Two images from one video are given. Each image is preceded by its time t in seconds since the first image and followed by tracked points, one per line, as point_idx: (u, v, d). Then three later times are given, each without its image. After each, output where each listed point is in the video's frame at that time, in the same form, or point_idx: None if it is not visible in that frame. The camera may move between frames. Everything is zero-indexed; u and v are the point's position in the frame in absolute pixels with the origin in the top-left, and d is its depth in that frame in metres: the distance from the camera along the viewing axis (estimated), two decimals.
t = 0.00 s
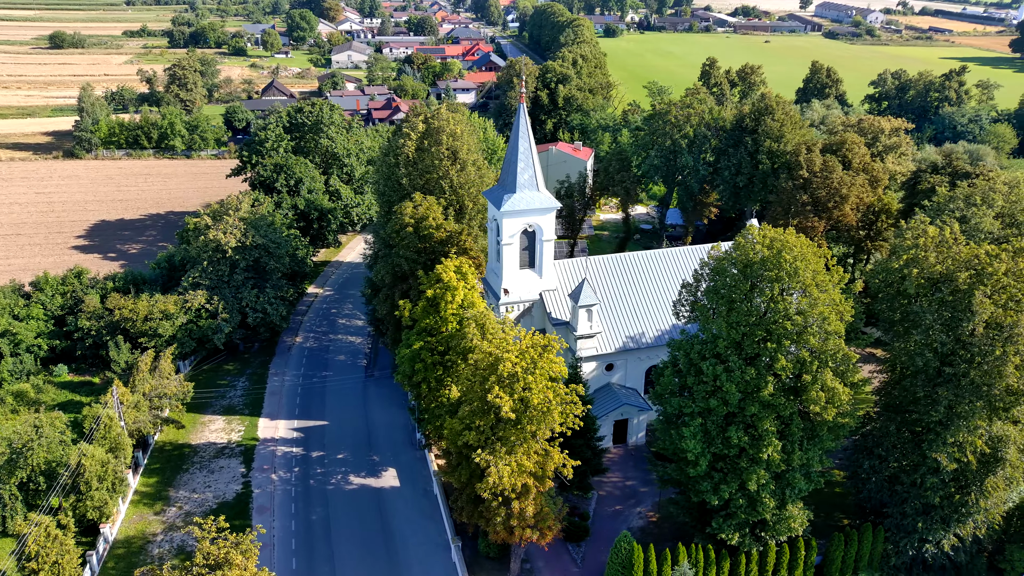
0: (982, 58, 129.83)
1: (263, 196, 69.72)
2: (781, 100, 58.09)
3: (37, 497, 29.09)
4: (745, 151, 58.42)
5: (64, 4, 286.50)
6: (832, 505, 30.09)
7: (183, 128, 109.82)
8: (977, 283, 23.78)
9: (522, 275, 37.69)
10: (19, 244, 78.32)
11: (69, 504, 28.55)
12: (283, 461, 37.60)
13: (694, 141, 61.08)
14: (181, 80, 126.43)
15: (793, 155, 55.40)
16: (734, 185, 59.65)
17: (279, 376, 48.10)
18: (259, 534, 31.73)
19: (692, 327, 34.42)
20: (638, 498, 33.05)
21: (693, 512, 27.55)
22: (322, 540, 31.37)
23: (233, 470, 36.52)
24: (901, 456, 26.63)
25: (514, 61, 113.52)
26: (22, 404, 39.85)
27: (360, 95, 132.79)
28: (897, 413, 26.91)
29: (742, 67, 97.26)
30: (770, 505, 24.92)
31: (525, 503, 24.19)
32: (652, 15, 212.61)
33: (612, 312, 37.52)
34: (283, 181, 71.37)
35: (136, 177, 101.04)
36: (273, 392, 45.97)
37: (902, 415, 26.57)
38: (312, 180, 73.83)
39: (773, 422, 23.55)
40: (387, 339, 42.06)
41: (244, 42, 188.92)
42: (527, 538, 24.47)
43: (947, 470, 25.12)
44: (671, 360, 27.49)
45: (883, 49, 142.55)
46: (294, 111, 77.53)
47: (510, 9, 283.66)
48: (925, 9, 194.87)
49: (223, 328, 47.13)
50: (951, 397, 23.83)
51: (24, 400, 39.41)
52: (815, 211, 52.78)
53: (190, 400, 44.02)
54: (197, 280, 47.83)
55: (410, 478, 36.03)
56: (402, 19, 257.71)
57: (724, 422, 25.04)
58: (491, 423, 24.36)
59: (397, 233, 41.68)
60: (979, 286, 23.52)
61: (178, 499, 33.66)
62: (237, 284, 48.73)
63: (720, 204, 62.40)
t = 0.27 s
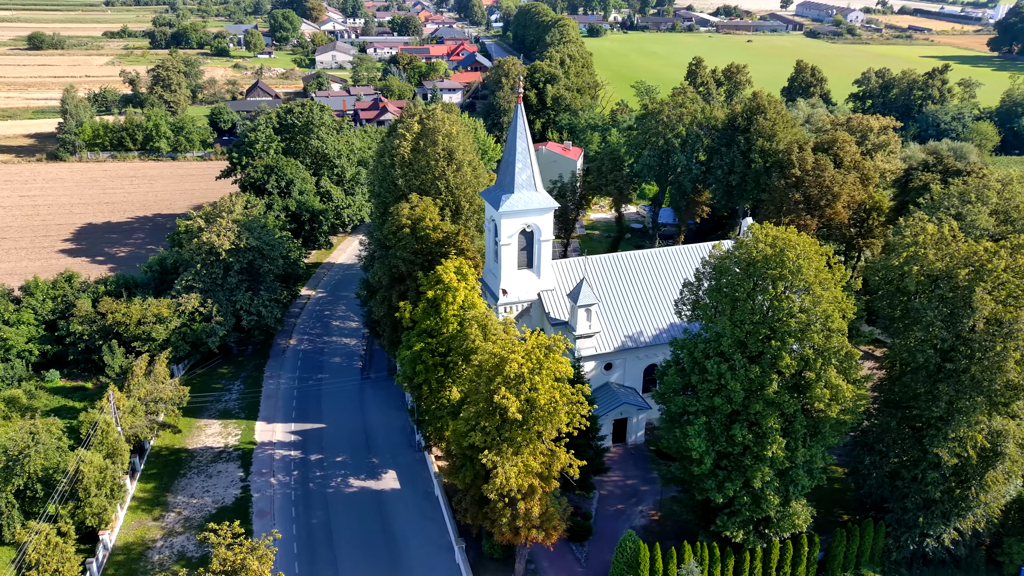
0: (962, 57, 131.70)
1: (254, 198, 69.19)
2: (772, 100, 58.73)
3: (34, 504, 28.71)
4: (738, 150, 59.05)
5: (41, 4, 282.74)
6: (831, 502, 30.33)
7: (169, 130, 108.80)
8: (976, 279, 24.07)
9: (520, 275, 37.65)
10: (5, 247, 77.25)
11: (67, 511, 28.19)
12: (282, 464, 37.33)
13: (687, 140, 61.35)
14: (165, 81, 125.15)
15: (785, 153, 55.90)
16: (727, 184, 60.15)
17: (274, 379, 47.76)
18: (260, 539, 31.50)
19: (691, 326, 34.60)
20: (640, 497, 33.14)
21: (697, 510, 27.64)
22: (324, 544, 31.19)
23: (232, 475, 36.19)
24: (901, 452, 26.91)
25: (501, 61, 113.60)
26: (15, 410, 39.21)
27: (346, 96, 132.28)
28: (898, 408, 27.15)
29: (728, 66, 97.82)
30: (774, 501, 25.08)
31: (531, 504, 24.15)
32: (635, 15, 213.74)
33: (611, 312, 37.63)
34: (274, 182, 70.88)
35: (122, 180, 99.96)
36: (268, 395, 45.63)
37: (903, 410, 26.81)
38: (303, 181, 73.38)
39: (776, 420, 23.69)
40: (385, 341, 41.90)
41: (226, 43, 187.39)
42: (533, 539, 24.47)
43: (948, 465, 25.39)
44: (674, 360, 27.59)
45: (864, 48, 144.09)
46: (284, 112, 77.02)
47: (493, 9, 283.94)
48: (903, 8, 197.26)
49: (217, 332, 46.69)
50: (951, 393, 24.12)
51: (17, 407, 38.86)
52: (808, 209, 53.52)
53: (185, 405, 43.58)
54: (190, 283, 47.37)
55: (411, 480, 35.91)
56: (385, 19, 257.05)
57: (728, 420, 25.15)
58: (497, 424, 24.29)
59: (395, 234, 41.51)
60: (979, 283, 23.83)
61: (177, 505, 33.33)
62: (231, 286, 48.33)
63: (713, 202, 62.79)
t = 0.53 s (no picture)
0: (941, 56, 133.57)
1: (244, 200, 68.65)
2: (763, 99, 59.21)
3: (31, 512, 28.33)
4: (730, 149, 59.51)
5: (17, 4, 278.55)
6: (831, 497, 30.57)
7: (154, 131, 107.65)
8: (976, 276, 24.35)
9: (518, 275, 37.61)
10: None
11: (65, 519, 27.86)
12: (280, 468, 37.08)
13: (679, 140, 61.65)
14: (148, 82, 123.86)
15: (777, 152, 56.35)
16: (720, 183, 60.55)
17: (269, 383, 47.40)
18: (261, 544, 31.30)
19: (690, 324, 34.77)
20: (641, 496, 33.23)
21: (700, 508, 27.73)
22: (326, 548, 31.03)
23: (230, 479, 35.90)
24: (901, 447, 27.15)
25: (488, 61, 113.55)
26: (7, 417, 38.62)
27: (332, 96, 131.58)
28: (897, 404, 27.39)
29: (713, 65, 98.36)
30: (778, 498, 25.21)
31: (538, 505, 24.15)
32: (618, 15, 214.50)
33: (609, 311, 37.72)
34: (264, 184, 70.37)
35: (106, 182, 98.79)
36: (264, 398, 45.31)
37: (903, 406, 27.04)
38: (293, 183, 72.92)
39: (780, 417, 23.84)
40: (382, 342, 41.74)
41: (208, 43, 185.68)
42: (539, 539, 24.50)
43: (948, 459, 25.65)
44: (676, 358, 27.71)
45: (845, 47, 145.49)
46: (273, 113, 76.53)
47: (476, 9, 283.78)
48: (882, 7, 199.51)
49: (211, 335, 46.29)
50: (952, 389, 24.38)
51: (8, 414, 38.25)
52: (800, 207, 54.12)
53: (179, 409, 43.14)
54: (183, 286, 46.91)
55: (411, 482, 35.81)
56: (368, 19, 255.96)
57: (731, 419, 25.27)
58: (503, 425, 24.27)
59: (391, 235, 41.33)
60: (979, 279, 24.10)
61: (175, 510, 33.00)
62: (225, 289, 47.92)
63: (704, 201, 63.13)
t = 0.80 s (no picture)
0: (921, 55, 135.34)
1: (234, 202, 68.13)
2: (753, 98, 59.68)
3: (28, 519, 27.99)
4: (722, 148, 59.93)
5: None
6: (829, 493, 30.83)
7: (138, 133, 106.52)
8: (974, 272, 24.66)
9: (516, 276, 37.58)
10: None
11: (64, 526, 27.56)
12: (278, 472, 36.86)
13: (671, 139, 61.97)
14: (131, 84, 122.56)
15: (768, 150, 56.81)
16: (712, 181, 60.93)
17: (264, 386, 47.06)
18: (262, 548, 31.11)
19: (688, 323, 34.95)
20: (642, 494, 33.32)
21: (703, 506, 27.84)
22: (327, 551, 30.87)
23: (228, 484, 35.64)
24: (901, 443, 27.42)
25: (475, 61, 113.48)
26: None
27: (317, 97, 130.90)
28: (897, 400, 27.65)
29: (699, 65, 98.82)
30: (781, 495, 25.38)
31: (544, 505, 24.17)
32: (601, 15, 215.34)
33: (607, 311, 37.83)
34: (255, 185, 69.88)
35: (91, 185, 97.62)
36: (260, 402, 45.00)
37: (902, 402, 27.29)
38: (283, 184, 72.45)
39: (783, 415, 24.01)
40: (379, 344, 41.62)
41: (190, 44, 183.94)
42: (545, 539, 24.55)
43: (947, 454, 25.94)
44: (678, 357, 27.83)
45: (825, 46, 146.71)
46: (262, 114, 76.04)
47: (459, 9, 283.57)
48: (861, 7, 201.45)
49: (205, 339, 45.90)
50: (951, 385, 24.66)
51: None
52: (792, 205, 54.66)
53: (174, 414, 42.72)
54: (176, 289, 46.46)
55: (411, 484, 35.69)
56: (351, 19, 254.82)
57: (734, 417, 25.41)
58: (509, 426, 24.27)
59: (387, 236, 41.18)
60: (977, 276, 24.41)
61: (173, 516, 32.71)
62: (218, 292, 47.56)
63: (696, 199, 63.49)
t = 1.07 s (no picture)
0: (901, 53, 137.17)
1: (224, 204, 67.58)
2: (743, 98, 60.13)
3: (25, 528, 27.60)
4: (714, 148, 60.34)
5: None
6: (828, 489, 31.08)
7: (122, 135, 105.34)
8: (972, 269, 24.99)
9: (513, 276, 37.57)
10: None
11: (62, 534, 27.22)
12: (276, 476, 36.61)
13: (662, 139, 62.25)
14: (113, 85, 121.21)
15: (759, 149, 57.28)
16: (704, 180, 61.31)
17: (258, 390, 46.71)
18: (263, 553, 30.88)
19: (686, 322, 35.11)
20: (642, 493, 33.40)
21: (705, 504, 27.95)
22: (329, 555, 30.70)
23: (226, 488, 35.33)
24: (900, 438, 27.69)
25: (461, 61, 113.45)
26: None
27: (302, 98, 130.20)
28: (895, 396, 27.92)
29: (684, 64, 99.33)
30: (783, 493, 25.55)
31: (549, 506, 24.17)
32: (583, 15, 216.09)
33: (604, 311, 37.91)
34: (244, 188, 69.34)
35: (75, 188, 96.41)
36: (255, 405, 44.65)
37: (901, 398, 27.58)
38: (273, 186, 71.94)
39: (786, 412, 24.18)
40: (375, 346, 41.45)
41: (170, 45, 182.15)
42: (550, 539, 24.57)
43: (946, 449, 26.24)
44: (680, 356, 27.94)
45: (806, 45, 148.03)
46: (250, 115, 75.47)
47: (442, 9, 283.29)
48: (840, 6, 203.47)
49: (198, 343, 45.48)
50: (950, 380, 24.97)
51: None
52: (782, 203, 55.20)
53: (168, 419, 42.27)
54: (168, 293, 45.98)
55: (411, 486, 35.56)
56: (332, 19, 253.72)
57: (737, 415, 25.55)
58: (514, 426, 24.27)
59: (383, 237, 41.02)
60: (975, 272, 24.73)
61: (172, 522, 32.42)
62: (211, 296, 47.14)
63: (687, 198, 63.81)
